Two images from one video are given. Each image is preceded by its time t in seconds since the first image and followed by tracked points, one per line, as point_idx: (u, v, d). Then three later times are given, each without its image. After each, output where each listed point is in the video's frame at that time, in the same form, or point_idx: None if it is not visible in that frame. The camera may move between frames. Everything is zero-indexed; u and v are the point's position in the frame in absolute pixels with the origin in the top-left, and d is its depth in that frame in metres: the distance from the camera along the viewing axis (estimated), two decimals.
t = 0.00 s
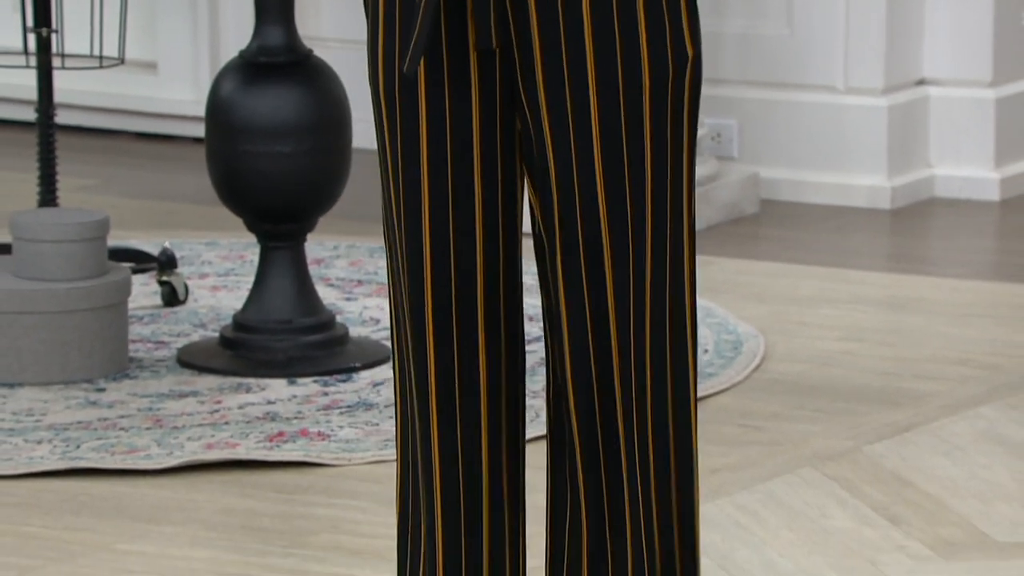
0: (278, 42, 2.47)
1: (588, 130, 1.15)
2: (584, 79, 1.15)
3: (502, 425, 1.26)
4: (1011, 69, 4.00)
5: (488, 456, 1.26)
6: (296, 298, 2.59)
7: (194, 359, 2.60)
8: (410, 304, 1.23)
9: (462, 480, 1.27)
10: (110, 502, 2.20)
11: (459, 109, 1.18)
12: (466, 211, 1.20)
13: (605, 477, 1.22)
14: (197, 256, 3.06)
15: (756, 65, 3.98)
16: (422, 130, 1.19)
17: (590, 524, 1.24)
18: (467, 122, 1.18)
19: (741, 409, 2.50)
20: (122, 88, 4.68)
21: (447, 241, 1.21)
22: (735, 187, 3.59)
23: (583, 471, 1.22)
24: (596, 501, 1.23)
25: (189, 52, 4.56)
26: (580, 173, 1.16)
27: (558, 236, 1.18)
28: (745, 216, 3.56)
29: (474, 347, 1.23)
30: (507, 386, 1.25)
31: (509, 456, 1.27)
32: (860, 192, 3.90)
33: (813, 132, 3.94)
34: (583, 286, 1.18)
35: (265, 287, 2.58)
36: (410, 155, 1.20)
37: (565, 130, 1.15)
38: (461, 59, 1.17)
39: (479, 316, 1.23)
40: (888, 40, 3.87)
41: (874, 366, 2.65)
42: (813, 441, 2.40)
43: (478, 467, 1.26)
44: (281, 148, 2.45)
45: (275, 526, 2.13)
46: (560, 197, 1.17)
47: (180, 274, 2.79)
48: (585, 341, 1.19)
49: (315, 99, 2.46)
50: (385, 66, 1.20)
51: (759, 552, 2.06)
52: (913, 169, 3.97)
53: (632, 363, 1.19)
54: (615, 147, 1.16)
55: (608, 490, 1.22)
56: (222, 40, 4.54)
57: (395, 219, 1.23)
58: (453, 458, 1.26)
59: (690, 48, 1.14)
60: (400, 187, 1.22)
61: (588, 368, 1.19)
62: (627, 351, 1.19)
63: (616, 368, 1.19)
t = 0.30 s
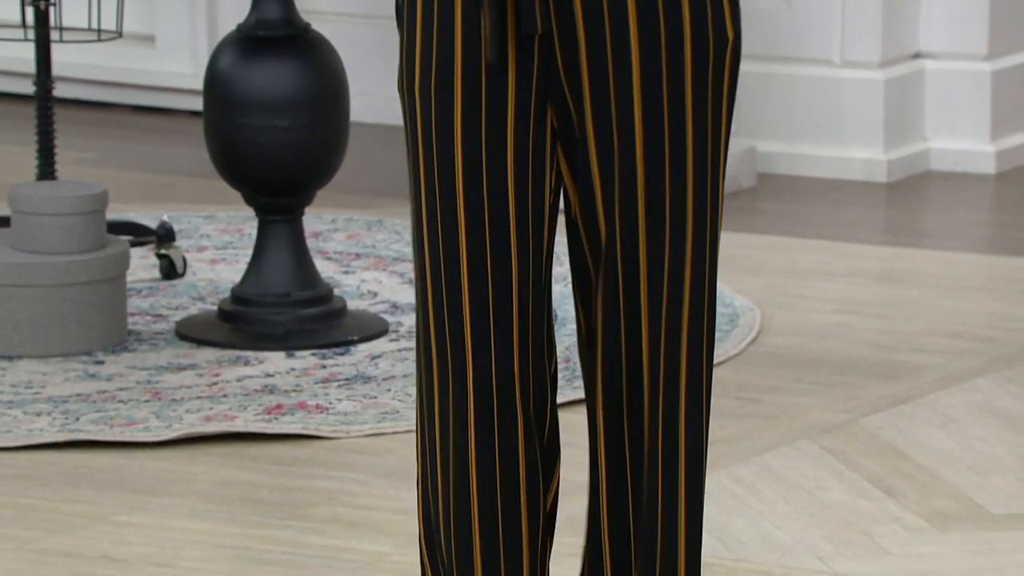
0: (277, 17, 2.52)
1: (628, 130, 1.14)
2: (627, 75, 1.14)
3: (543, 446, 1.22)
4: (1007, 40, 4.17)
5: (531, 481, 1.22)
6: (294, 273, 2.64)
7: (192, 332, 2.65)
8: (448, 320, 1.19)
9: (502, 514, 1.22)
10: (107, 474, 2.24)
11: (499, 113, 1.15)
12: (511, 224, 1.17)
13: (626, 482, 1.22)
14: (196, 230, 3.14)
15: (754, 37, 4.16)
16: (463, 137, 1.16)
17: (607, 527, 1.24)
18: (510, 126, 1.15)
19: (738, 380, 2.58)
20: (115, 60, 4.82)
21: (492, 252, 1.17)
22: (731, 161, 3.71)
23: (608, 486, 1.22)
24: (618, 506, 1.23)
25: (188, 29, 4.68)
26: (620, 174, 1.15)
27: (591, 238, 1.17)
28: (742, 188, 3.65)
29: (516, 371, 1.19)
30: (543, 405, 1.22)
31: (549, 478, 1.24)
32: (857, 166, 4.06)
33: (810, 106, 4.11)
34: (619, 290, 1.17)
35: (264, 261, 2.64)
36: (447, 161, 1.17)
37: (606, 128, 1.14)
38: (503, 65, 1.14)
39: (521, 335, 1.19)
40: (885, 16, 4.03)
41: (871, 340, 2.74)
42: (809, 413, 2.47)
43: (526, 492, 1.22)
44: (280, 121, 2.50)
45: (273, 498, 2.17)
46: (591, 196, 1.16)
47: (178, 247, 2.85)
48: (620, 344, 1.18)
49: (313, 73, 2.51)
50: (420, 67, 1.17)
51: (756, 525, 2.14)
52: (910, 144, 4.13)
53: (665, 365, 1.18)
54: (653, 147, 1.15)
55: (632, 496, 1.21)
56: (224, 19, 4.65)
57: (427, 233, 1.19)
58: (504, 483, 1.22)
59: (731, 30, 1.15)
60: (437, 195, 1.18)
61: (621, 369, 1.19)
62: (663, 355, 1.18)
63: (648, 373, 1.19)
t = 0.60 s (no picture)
0: None
1: (668, 108, 1.15)
2: (663, 57, 1.14)
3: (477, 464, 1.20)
4: (1002, 13, 4.48)
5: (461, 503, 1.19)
6: (293, 246, 2.73)
7: (188, 303, 2.72)
8: (407, 329, 1.13)
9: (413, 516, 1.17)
10: (104, 445, 2.30)
11: (505, 108, 1.12)
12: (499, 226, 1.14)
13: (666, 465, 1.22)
14: (192, 201, 3.24)
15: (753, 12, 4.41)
16: (466, 125, 1.12)
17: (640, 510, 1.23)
18: (514, 120, 1.12)
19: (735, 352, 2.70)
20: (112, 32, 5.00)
21: (476, 257, 1.14)
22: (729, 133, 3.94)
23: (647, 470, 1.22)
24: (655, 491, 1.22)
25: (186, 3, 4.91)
26: (665, 152, 1.16)
27: (629, 217, 1.17)
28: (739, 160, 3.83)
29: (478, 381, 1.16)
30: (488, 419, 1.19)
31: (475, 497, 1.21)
32: (855, 138, 4.32)
33: (808, 78, 4.36)
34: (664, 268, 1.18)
35: (263, 231, 2.73)
36: (444, 152, 1.12)
37: (646, 108, 1.15)
38: (523, 51, 1.12)
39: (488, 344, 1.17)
40: None
41: (869, 310, 2.88)
42: (807, 385, 2.58)
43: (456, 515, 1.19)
44: (276, 93, 2.61)
45: (271, 469, 2.25)
46: (629, 175, 1.16)
47: (175, 220, 2.94)
48: (670, 324, 1.19)
49: (309, 46, 2.63)
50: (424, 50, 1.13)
51: (755, 496, 2.26)
52: (908, 115, 4.43)
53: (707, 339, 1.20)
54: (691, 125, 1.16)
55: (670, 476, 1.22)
56: None
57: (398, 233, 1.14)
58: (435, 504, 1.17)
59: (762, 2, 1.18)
60: (421, 192, 1.13)
61: (659, 347, 1.19)
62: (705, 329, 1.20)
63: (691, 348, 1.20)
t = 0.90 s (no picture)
0: None
1: (656, 89, 1.18)
2: (651, 48, 1.17)
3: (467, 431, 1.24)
4: None
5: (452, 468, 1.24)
6: (289, 219, 2.88)
7: (186, 275, 2.88)
8: (401, 301, 1.18)
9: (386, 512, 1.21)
10: (103, 416, 2.42)
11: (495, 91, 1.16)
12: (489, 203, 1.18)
13: (670, 436, 1.25)
14: (190, 171, 3.49)
15: None
16: (437, 112, 1.16)
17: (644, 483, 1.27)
18: (499, 111, 1.16)
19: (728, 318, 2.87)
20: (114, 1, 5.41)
21: (460, 235, 1.18)
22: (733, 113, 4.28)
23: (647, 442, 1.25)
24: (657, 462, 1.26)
25: None
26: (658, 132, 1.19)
27: (624, 196, 1.20)
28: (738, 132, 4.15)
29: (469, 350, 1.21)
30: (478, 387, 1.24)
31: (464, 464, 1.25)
32: (854, 108, 4.69)
33: (807, 50, 4.71)
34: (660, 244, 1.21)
35: (260, 205, 2.87)
36: (432, 133, 1.16)
37: (636, 89, 1.18)
38: (510, 42, 1.15)
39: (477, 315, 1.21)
40: None
41: (867, 284, 3.00)
42: (804, 355, 2.69)
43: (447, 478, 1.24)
44: (272, 64, 2.76)
45: (268, 441, 2.37)
46: (623, 154, 1.19)
47: (173, 191, 3.14)
48: (658, 303, 1.22)
49: (306, 21, 2.79)
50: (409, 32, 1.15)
51: (751, 467, 2.36)
52: (908, 85, 4.80)
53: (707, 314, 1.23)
54: (683, 105, 1.19)
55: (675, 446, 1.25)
56: None
57: (384, 209, 1.17)
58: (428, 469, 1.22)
59: None
60: (407, 170, 1.17)
61: (655, 322, 1.22)
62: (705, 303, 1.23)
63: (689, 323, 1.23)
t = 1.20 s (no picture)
0: None
1: (655, 74, 1.22)
2: (651, 29, 1.22)
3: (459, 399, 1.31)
4: None
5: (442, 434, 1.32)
6: (287, 191, 3.00)
7: (185, 246, 3.01)
8: (396, 277, 1.26)
9: (377, 471, 1.31)
10: (103, 386, 2.49)
11: (495, 71, 1.22)
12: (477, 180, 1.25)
13: (641, 416, 1.29)
14: (188, 141, 3.68)
15: None
16: (438, 95, 1.22)
17: (623, 458, 1.31)
18: (501, 94, 1.23)
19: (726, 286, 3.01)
20: None
21: (457, 214, 1.25)
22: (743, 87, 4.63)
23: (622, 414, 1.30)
24: (633, 439, 1.30)
25: None
26: (650, 112, 1.23)
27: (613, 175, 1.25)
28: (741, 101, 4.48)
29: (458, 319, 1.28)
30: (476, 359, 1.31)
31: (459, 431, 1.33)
32: (853, 77, 5.24)
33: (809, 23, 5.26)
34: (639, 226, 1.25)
35: (259, 176, 3.00)
36: (431, 108, 1.23)
37: (633, 69, 1.22)
38: (510, 26, 1.22)
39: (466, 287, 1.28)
40: None
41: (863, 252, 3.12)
42: (803, 326, 2.77)
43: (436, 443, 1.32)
44: (270, 35, 2.87)
45: (268, 412, 2.44)
46: (620, 134, 1.24)
47: (170, 160, 3.29)
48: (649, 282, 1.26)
49: None
50: (411, 9, 1.22)
51: (750, 438, 2.43)
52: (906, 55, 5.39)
53: (690, 297, 1.27)
54: (681, 85, 1.23)
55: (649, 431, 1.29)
56: None
57: (384, 179, 1.24)
58: (417, 429, 1.31)
59: None
60: (402, 142, 1.23)
61: (635, 301, 1.27)
62: (689, 284, 1.27)
63: (665, 304, 1.26)
